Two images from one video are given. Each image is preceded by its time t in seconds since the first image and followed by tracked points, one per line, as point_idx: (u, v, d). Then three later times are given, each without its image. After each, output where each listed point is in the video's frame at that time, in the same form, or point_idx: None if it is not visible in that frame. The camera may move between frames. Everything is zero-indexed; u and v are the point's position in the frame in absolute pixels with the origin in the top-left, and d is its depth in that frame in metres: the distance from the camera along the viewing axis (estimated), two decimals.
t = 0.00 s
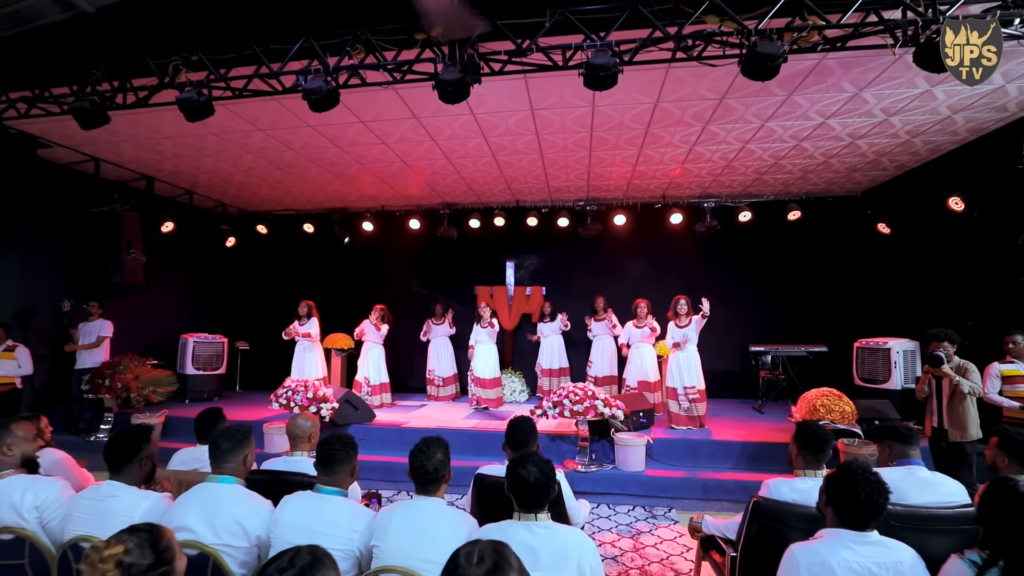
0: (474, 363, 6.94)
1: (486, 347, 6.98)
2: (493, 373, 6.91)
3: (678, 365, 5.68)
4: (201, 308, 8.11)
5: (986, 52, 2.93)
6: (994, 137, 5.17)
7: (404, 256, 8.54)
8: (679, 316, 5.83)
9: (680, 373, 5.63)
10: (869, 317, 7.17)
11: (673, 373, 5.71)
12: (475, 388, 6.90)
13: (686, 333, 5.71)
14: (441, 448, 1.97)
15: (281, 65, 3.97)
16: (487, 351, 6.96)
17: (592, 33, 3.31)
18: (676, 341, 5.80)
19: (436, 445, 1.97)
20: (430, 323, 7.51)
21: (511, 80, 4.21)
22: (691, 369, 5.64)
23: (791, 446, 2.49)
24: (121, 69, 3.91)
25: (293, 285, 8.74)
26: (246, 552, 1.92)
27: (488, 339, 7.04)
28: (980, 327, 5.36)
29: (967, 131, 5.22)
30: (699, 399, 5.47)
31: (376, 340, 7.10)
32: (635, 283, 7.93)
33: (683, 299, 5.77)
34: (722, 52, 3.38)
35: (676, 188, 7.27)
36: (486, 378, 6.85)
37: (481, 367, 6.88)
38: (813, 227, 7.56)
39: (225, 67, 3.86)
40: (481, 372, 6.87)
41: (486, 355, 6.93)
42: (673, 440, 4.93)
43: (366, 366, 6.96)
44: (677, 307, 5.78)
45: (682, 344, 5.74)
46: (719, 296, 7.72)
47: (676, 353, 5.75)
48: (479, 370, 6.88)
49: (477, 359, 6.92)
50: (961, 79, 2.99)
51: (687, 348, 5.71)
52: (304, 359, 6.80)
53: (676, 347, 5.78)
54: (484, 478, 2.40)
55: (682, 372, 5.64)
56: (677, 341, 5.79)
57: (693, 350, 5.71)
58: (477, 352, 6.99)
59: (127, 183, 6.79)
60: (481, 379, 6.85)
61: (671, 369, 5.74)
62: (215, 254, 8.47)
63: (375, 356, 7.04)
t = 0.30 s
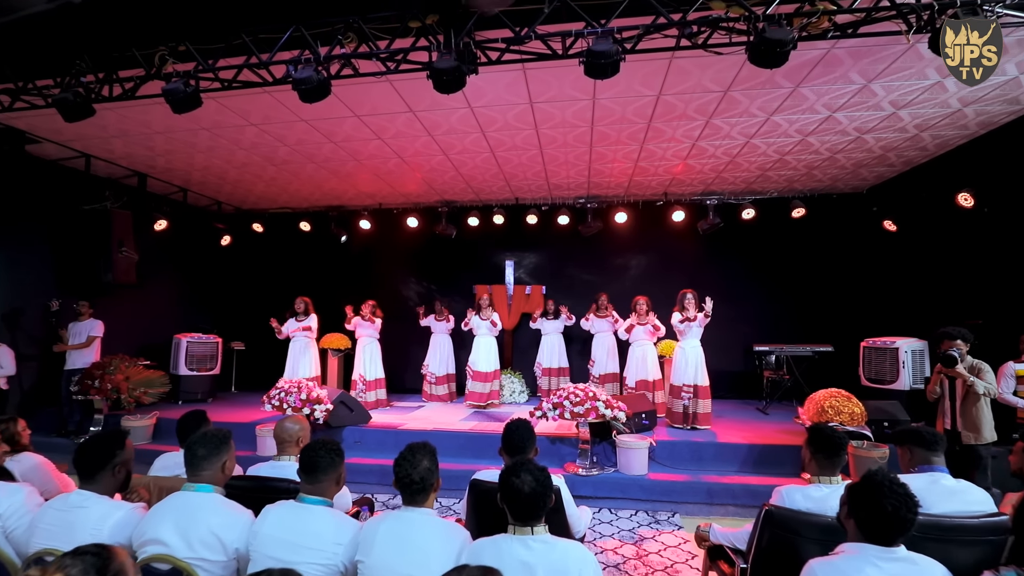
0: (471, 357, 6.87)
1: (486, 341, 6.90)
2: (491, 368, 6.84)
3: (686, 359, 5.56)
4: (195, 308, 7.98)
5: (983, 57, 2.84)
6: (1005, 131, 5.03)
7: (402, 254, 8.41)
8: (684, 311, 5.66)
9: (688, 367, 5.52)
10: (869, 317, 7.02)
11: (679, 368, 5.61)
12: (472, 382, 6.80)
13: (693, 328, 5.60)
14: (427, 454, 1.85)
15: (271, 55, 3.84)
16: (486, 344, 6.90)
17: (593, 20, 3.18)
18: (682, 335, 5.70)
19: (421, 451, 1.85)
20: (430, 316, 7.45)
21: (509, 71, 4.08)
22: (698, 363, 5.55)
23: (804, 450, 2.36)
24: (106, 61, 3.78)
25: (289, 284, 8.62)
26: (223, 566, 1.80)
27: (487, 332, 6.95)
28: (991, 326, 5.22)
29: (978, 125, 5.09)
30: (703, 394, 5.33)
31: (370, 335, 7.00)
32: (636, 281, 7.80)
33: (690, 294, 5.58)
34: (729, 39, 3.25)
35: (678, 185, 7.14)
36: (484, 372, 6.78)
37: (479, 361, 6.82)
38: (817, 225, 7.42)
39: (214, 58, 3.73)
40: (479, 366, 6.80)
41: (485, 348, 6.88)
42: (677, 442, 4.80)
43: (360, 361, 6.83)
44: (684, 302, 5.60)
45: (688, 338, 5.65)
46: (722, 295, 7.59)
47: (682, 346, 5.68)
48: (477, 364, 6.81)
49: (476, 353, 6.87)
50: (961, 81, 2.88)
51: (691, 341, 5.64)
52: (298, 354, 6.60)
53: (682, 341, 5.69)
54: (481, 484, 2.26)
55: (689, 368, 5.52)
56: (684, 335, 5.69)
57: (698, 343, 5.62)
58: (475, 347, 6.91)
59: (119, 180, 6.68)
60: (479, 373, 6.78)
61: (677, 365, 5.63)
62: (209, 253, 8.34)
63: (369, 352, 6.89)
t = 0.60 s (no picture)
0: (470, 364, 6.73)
1: (486, 346, 6.76)
2: (491, 372, 6.72)
3: (691, 363, 5.40)
4: (190, 307, 7.85)
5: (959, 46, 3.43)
6: (1017, 126, 4.90)
7: (400, 253, 8.27)
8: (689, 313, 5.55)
9: (694, 373, 5.36)
10: (874, 318, 6.89)
11: (684, 375, 5.43)
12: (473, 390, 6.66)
13: (696, 332, 5.45)
14: (419, 462, 1.71)
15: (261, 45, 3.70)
16: (486, 349, 6.75)
17: (596, 6, 3.06)
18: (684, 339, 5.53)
19: (412, 459, 1.71)
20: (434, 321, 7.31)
21: (508, 61, 3.94)
22: (703, 368, 5.39)
23: (820, 455, 2.22)
24: (91, 51, 3.66)
25: (285, 283, 8.49)
26: None
27: (488, 339, 6.83)
28: (1002, 325, 5.09)
29: (989, 120, 4.97)
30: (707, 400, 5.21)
31: (367, 340, 6.88)
32: (638, 280, 7.67)
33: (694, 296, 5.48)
34: (737, 25, 3.12)
35: (681, 182, 7.01)
36: (484, 377, 6.66)
37: (479, 366, 6.69)
38: (822, 223, 7.29)
39: (202, 48, 3.60)
40: (479, 372, 6.67)
41: (485, 354, 6.72)
42: (680, 445, 4.66)
43: (358, 366, 6.70)
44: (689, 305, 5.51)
45: (691, 342, 5.49)
46: (725, 294, 7.46)
47: (686, 352, 5.49)
48: (476, 371, 6.67)
49: (476, 358, 6.73)
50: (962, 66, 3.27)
51: (694, 345, 5.48)
52: (295, 357, 6.48)
53: (685, 345, 5.52)
54: (476, 492, 2.12)
55: (695, 375, 5.36)
56: (687, 340, 5.51)
57: (701, 347, 5.48)
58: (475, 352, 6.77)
59: (111, 176, 6.55)
60: (479, 379, 6.64)
61: (682, 372, 5.45)
62: (204, 251, 8.21)
63: (366, 356, 6.78)
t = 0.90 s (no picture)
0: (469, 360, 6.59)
1: (484, 343, 6.63)
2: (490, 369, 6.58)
3: (692, 363, 5.25)
4: (183, 306, 7.70)
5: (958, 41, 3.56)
6: None
7: (398, 251, 8.12)
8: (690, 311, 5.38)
9: (694, 373, 5.22)
10: (883, 318, 6.74)
11: (685, 373, 5.29)
12: (473, 387, 6.52)
13: (698, 330, 5.29)
14: (412, 474, 1.56)
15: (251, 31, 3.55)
16: (485, 346, 6.64)
17: None
18: (687, 337, 5.37)
19: (406, 470, 1.56)
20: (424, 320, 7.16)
21: (509, 49, 3.79)
22: (705, 368, 5.22)
23: (847, 466, 2.07)
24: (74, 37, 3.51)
25: (281, 282, 8.34)
26: None
27: (487, 335, 6.69)
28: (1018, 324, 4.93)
29: (1004, 113, 4.82)
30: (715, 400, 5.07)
31: (363, 335, 6.72)
32: (641, 279, 7.52)
33: (695, 293, 5.34)
34: (750, 7, 2.97)
35: (685, 179, 6.86)
36: (484, 375, 6.51)
37: (479, 363, 6.56)
38: (829, 220, 7.15)
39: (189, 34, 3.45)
40: (479, 369, 6.53)
41: (484, 351, 6.61)
42: (687, 448, 4.50)
43: (353, 362, 6.56)
44: (689, 302, 5.36)
45: (694, 341, 5.34)
46: (730, 293, 7.31)
47: (687, 350, 5.36)
48: (476, 368, 6.53)
49: (474, 354, 6.61)
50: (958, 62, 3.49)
51: (697, 344, 5.32)
52: (288, 357, 6.34)
53: (688, 343, 5.37)
54: (476, 503, 1.97)
55: (696, 374, 5.21)
56: (689, 339, 5.36)
57: (705, 346, 5.30)
58: (474, 349, 6.63)
59: (101, 171, 6.40)
60: (479, 376, 6.51)
61: (684, 371, 5.32)
62: (199, 249, 8.06)
63: (361, 353, 6.63)
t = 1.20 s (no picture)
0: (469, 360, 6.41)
1: (486, 342, 6.41)
2: (491, 370, 6.38)
3: (698, 362, 5.10)
4: (178, 306, 7.55)
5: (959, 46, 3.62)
6: None
7: (396, 249, 7.98)
8: (698, 310, 5.22)
9: (699, 373, 5.08)
10: (892, 318, 6.59)
11: (689, 373, 5.17)
12: (471, 387, 6.38)
13: (706, 329, 5.12)
14: (404, 485, 1.42)
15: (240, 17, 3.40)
16: (485, 346, 6.41)
17: None
18: (693, 336, 5.22)
19: (397, 481, 1.42)
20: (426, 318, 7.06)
21: (510, 37, 3.65)
22: (712, 369, 5.07)
23: (872, 474, 1.93)
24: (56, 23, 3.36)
25: (277, 280, 8.20)
26: None
27: (489, 334, 6.47)
28: None
29: (1020, 105, 4.68)
30: (720, 401, 4.93)
31: (361, 335, 6.56)
32: (644, 278, 7.38)
33: (704, 291, 5.16)
34: None
35: (689, 175, 6.72)
36: (483, 376, 6.34)
37: (478, 364, 6.35)
38: (836, 217, 7.01)
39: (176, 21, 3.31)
40: (478, 369, 6.33)
41: (484, 351, 6.38)
42: (693, 450, 4.36)
43: (349, 363, 6.43)
44: (698, 300, 5.20)
45: (700, 340, 5.18)
46: (735, 292, 7.18)
47: (693, 349, 5.21)
48: (476, 368, 6.33)
49: (474, 355, 6.39)
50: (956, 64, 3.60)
51: (703, 344, 5.17)
52: (281, 356, 6.20)
53: (695, 342, 5.22)
54: (475, 513, 1.83)
55: (699, 374, 5.08)
56: (695, 337, 5.20)
57: (712, 346, 5.14)
58: (474, 349, 6.43)
59: (93, 167, 6.26)
60: (478, 377, 6.33)
61: (689, 370, 5.18)
62: (193, 247, 7.92)
63: (359, 354, 6.47)
